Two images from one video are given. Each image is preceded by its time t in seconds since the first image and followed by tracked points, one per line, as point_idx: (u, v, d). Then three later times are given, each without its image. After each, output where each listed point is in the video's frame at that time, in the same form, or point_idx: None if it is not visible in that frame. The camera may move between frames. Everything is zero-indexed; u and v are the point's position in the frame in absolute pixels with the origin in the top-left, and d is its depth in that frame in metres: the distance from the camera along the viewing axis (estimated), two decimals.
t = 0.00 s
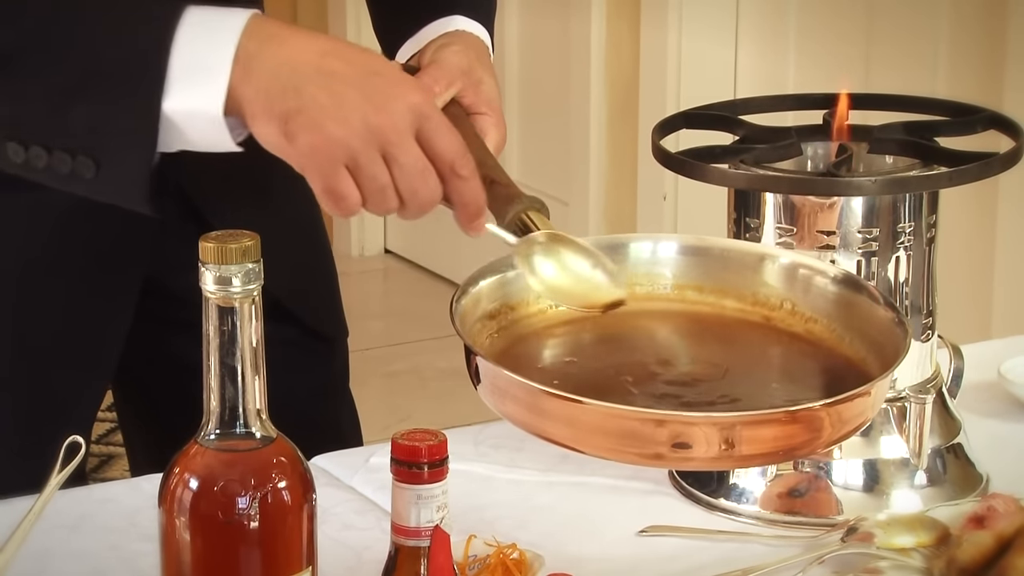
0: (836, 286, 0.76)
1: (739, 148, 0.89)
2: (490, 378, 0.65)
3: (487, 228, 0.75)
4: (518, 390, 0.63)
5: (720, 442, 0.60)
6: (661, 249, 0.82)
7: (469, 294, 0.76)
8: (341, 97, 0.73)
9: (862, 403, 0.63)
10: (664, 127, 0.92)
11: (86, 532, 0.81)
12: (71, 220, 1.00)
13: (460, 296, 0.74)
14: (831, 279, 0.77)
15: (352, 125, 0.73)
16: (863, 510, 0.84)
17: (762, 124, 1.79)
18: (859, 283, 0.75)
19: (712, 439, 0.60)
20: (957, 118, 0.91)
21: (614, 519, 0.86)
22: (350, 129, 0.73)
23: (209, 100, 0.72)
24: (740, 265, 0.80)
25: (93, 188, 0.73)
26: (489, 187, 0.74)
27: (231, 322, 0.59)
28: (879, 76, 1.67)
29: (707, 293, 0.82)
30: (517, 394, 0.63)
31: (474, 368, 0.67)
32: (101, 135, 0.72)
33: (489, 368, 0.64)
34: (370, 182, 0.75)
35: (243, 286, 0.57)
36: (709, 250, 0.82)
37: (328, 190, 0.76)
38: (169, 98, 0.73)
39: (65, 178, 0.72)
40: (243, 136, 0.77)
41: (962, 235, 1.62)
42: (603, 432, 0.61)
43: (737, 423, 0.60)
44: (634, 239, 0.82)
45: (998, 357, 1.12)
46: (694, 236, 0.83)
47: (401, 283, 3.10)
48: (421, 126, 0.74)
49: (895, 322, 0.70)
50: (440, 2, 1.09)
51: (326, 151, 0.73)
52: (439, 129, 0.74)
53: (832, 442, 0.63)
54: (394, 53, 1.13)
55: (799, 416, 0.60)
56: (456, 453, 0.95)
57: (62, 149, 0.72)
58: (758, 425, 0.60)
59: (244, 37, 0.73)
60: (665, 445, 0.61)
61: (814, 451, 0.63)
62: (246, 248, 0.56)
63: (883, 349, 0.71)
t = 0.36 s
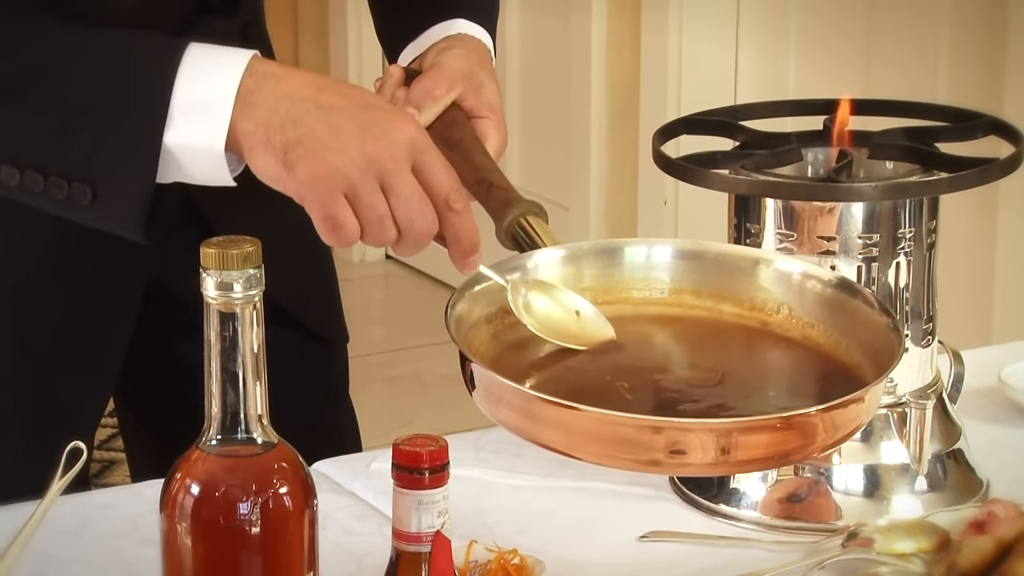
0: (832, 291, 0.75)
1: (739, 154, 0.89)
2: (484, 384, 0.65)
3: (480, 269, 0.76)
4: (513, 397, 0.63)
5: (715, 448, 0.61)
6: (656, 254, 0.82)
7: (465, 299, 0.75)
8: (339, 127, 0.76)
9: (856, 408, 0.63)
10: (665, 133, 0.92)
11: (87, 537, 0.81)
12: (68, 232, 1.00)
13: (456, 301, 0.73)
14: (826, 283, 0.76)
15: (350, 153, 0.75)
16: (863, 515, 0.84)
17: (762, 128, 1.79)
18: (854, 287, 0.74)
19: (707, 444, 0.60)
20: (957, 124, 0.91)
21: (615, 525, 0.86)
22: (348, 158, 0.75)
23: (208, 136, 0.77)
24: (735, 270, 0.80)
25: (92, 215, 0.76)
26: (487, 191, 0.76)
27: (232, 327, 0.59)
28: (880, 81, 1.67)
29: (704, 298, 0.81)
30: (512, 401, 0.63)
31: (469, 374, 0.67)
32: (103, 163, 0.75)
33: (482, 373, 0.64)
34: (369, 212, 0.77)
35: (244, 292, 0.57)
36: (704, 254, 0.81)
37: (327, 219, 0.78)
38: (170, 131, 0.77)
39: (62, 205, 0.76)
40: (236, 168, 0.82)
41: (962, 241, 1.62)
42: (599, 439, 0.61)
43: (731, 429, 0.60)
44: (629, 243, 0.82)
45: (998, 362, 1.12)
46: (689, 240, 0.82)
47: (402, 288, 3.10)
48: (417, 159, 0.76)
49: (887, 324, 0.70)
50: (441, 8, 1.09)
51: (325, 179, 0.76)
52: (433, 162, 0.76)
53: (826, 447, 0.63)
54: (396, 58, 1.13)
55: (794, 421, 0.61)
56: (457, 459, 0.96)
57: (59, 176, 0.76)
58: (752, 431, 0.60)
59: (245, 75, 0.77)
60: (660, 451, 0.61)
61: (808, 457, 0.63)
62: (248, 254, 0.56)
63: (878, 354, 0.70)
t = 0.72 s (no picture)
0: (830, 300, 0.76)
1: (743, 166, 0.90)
2: (486, 396, 0.65)
3: (468, 265, 0.77)
4: (515, 411, 0.63)
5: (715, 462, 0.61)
6: (656, 263, 0.82)
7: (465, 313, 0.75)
8: (319, 130, 0.74)
9: (854, 422, 0.63)
10: (668, 145, 0.92)
11: (92, 547, 0.82)
12: (73, 242, 1.01)
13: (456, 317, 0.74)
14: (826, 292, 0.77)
15: (330, 157, 0.74)
16: (865, 526, 0.85)
17: (766, 138, 1.79)
18: (854, 297, 0.75)
19: (706, 458, 0.60)
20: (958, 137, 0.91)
21: (619, 535, 0.86)
22: (328, 161, 0.74)
23: (192, 136, 0.76)
24: (737, 278, 0.80)
25: (79, 220, 0.76)
26: (492, 202, 0.75)
27: (237, 339, 0.60)
28: (883, 90, 1.68)
29: (707, 307, 0.81)
30: (513, 414, 0.63)
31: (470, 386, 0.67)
32: (88, 168, 0.75)
33: (483, 387, 0.64)
34: (350, 216, 0.76)
35: (248, 303, 0.58)
36: (705, 263, 0.81)
37: (306, 223, 0.76)
38: (153, 132, 0.75)
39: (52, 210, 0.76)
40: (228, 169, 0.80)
41: (965, 252, 1.63)
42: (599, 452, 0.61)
43: (730, 444, 0.60)
44: (629, 253, 0.82)
45: (1001, 374, 1.12)
46: (690, 250, 0.82)
47: (406, 300, 3.11)
48: (399, 160, 0.75)
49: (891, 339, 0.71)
50: (447, 18, 1.10)
51: (306, 184, 0.74)
52: (417, 164, 0.75)
53: (825, 458, 0.63)
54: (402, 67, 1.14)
55: (793, 435, 0.61)
56: (461, 470, 0.96)
57: (49, 182, 0.75)
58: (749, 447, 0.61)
59: (228, 71, 0.76)
60: (658, 464, 0.61)
61: (806, 471, 0.63)
62: (253, 265, 0.57)
63: (879, 368, 0.70)
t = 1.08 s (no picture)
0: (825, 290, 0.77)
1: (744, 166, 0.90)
2: (476, 398, 0.65)
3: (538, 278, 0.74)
4: (508, 414, 0.63)
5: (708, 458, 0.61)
6: (647, 260, 0.83)
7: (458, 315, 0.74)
8: (395, 161, 0.71)
9: (846, 415, 0.63)
10: (669, 147, 0.92)
11: (92, 548, 0.82)
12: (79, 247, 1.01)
13: (449, 320, 0.73)
14: (818, 283, 0.77)
15: (407, 189, 0.71)
16: (865, 527, 0.85)
17: (767, 140, 1.79)
18: (848, 285, 0.75)
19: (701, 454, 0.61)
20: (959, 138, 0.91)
21: (620, 536, 0.86)
22: (406, 193, 0.71)
23: (267, 165, 0.71)
24: (730, 274, 0.81)
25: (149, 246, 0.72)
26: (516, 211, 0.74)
27: (238, 339, 0.60)
28: (884, 91, 1.68)
29: (706, 303, 0.82)
30: (506, 416, 0.63)
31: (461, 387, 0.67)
32: (156, 194, 0.71)
33: (474, 390, 0.64)
34: (431, 244, 0.73)
35: (249, 304, 0.57)
36: (697, 258, 0.82)
37: (390, 254, 0.74)
38: (225, 162, 0.71)
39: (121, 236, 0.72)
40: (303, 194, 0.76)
41: (965, 253, 1.63)
42: (594, 451, 0.61)
43: (723, 441, 0.60)
44: (619, 252, 0.83)
45: (1001, 375, 1.12)
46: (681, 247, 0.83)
47: (407, 300, 3.11)
48: (474, 186, 0.72)
49: (882, 326, 0.71)
50: (449, 19, 1.10)
51: (385, 216, 0.72)
52: (491, 185, 0.72)
53: (818, 453, 0.64)
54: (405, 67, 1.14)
55: (787, 430, 0.61)
56: (461, 471, 0.96)
57: (116, 208, 0.71)
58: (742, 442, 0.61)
59: (300, 101, 0.71)
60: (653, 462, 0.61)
61: (800, 464, 0.64)
62: (253, 266, 0.57)
63: (871, 358, 0.71)
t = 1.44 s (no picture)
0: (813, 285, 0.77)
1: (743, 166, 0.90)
2: (465, 398, 0.64)
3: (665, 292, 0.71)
4: (495, 412, 0.63)
5: (701, 452, 0.61)
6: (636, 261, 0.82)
7: (447, 316, 0.76)
8: (501, 200, 0.67)
9: (836, 406, 0.63)
10: (669, 146, 0.92)
11: (93, 549, 0.82)
12: (74, 244, 1.01)
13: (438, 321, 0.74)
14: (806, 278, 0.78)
15: (509, 231, 0.67)
16: (865, 526, 0.84)
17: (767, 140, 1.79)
18: (839, 281, 0.76)
19: (694, 449, 0.61)
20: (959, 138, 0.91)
21: (621, 536, 0.86)
22: (510, 234, 0.67)
23: (376, 193, 0.68)
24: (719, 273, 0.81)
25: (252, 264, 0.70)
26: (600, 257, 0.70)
27: (237, 339, 0.60)
28: (884, 91, 1.68)
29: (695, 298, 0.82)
30: (495, 416, 0.63)
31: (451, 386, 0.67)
32: (260, 213, 0.69)
33: (464, 389, 0.64)
34: (529, 284, 0.69)
35: (249, 304, 0.57)
36: (690, 254, 0.82)
37: (491, 293, 0.70)
38: (329, 190, 0.68)
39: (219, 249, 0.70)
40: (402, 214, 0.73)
41: (966, 253, 1.63)
42: (586, 450, 0.61)
43: (714, 434, 0.60)
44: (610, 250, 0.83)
45: (1002, 375, 1.12)
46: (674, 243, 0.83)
47: (407, 300, 3.11)
48: (585, 224, 0.68)
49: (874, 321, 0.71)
50: (449, 20, 1.10)
51: (484, 261, 0.68)
52: (607, 220, 0.68)
53: (807, 446, 0.64)
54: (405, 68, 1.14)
55: (778, 422, 0.61)
56: (462, 471, 0.96)
57: (222, 224, 0.69)
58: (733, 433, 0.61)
59: (413, 129, 0.68)
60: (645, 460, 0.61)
61: (793, 456, 0.64)
62: (254, 266, 0.57)
63: (862, 346, 0.71)
